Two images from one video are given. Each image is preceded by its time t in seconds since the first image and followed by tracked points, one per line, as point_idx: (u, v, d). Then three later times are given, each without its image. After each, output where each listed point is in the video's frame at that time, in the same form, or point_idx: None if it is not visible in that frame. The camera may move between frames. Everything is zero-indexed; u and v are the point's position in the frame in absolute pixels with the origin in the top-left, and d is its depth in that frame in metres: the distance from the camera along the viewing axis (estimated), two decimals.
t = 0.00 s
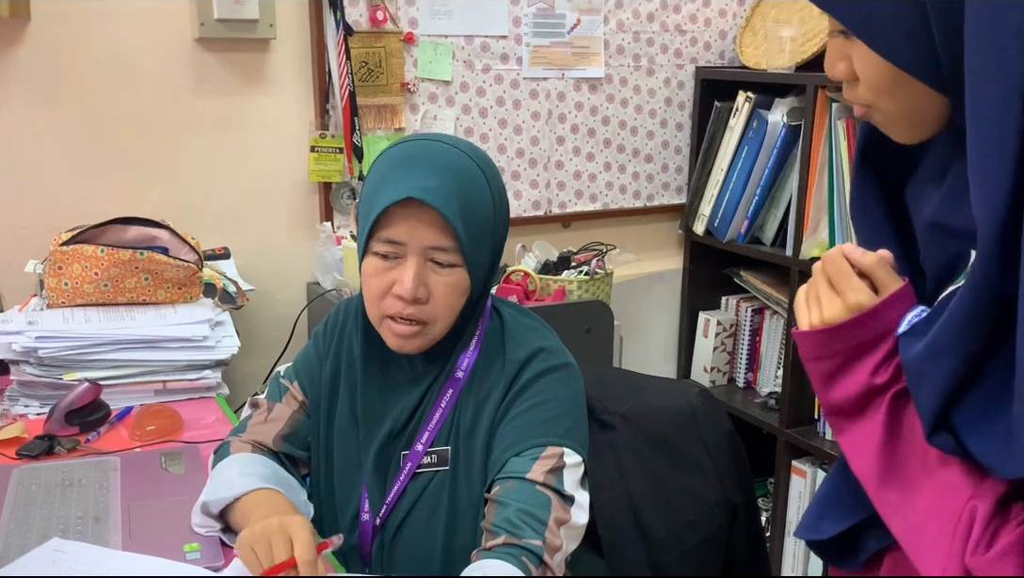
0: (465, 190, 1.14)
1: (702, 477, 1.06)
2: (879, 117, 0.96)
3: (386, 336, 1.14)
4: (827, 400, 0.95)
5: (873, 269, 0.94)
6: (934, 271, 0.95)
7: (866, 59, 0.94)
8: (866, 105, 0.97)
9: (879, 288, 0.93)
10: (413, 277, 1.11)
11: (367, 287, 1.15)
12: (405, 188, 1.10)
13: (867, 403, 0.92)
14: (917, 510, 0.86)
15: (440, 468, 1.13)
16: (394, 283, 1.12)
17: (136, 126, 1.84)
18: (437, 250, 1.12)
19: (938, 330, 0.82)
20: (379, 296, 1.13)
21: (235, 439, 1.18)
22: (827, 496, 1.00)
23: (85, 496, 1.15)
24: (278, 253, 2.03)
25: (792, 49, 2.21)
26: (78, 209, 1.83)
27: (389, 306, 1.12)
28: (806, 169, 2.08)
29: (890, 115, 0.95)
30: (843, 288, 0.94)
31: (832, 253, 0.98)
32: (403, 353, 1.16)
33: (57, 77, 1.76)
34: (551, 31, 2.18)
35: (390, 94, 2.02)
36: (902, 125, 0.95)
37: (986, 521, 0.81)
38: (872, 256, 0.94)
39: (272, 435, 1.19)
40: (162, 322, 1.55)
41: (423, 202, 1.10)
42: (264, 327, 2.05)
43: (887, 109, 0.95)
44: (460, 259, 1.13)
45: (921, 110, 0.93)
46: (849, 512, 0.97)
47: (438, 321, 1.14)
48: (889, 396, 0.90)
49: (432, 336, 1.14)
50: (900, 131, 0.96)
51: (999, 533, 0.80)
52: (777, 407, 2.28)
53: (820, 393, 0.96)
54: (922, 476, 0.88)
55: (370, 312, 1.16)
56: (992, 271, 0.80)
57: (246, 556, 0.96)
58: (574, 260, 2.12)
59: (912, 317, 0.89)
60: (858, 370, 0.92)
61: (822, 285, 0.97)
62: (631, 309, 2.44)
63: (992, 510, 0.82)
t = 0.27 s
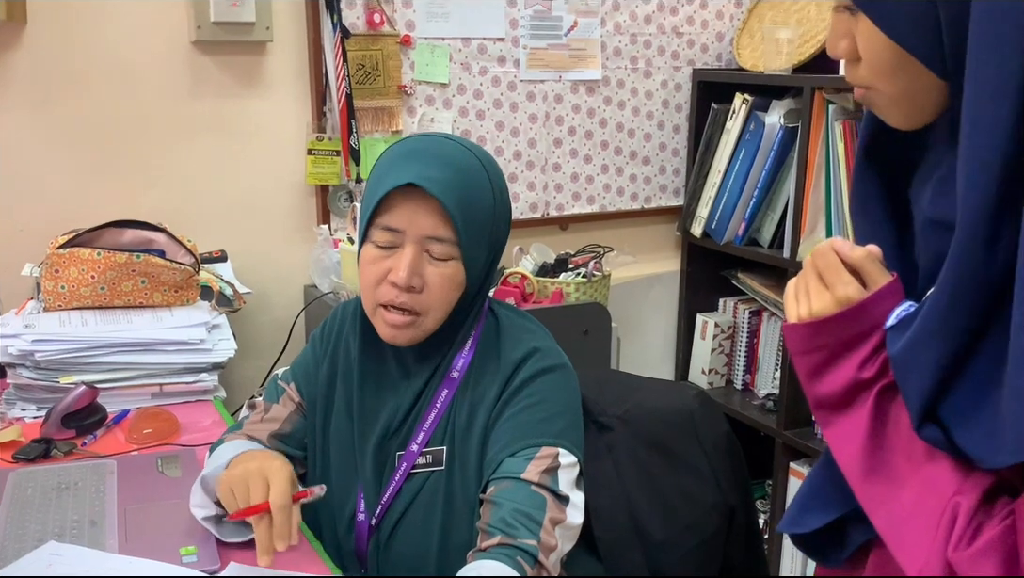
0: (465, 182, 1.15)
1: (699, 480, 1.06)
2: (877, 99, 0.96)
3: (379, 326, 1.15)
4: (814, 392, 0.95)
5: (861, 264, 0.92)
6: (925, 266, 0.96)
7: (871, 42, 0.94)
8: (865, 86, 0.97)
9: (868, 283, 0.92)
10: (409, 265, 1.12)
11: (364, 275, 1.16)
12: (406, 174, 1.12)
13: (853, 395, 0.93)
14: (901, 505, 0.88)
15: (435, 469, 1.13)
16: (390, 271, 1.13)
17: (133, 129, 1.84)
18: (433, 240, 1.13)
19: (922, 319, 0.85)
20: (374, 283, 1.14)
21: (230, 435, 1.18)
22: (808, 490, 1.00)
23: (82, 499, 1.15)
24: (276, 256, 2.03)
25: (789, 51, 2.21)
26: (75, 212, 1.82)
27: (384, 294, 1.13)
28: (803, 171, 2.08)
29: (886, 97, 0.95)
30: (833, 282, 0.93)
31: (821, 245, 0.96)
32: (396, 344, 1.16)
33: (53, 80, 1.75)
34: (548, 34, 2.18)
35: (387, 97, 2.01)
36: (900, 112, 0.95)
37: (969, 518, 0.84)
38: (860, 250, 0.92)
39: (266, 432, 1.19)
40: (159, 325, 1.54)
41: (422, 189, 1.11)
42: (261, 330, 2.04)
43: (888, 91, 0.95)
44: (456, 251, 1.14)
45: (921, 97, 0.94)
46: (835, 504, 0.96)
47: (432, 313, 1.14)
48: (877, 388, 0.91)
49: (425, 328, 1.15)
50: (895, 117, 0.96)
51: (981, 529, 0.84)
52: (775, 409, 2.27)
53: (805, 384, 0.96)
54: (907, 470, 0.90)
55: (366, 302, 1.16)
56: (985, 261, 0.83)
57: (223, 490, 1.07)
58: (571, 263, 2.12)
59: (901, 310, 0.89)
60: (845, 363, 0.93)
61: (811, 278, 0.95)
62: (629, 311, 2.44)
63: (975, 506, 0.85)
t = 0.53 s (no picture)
0: (463, 180, 1.16)
1: (696, 481, 1.07)
2: (860, 106, 0.97)
3: (375, 322, 1.15)
4: (804, 395, 0.95)
5: (848, 266, 0.93)
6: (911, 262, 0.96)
7: (853, 49, 0.94)
8: (848, 93, 0.97)
9: (855, 286, 0.93)
10: (406, 262, 1.12)
11: (360, 272, 1.16)
12: (405, 170, 1.12)
13: (844, 398, 0.93)
14: (893, 504, 0.88)
15: (430, 470, 1.13)
16: (387, 267, 1.13)
17: (129, 133, 1.84)
18: (431, 237, 1.13)
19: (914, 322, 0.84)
20: (370, 281, 1.14)
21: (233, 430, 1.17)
22: (803, 492, 1.00)
23: (79, 504, 1.15)
24: (272, 259, 2.03)
25: (784, 52, 2.20)
26: (71, 217, 1.82)
27: (380, 291, 1.13)
28: (799, 172, 2.08)
29: (869, 104, 0.96)
30: (820, 284, 0.93)
31: (807, 248, 0.97)
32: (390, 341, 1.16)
33: (49, 85, 1.76)
34: (543, 36, 2.18)
35: (383, 100, 2.02)
36: (883, 117, 0.96)
37: (960, 516, 0.85)
38: (846, 253, 0.93)
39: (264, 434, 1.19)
40: (156, 329, 1.55)
41: (421, 185, 1.12)
42: (258, 333, 2.04)
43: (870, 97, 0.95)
44: (453, 249, 1.14)
45: (903, 104, 0.94)
46: (827, 506, 0.96)
47: (427, 311, 1.14)
48: (868, 389, 0.92)
49: (420, 325, 1.14)
50: (878, 123, 0.97)
51: (972, 527, 0.84)
52: (772, 409, 2.28)
53: (795, 388, 0.96)
54: (897, 469, 0.90)
55: (362, 299, 1.16)
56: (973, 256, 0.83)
57: (210, 455, 1.12)
58: (568, 264, 2.12)
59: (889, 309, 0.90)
60: (834, 365, 0.93)
61: (797, 281, 0.96)
62: (626, 312, 2.44)
63: (966, 505, 0.86)
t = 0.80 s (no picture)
0: (460, 182, 1.16)
1: (695, 482, 1.07)
2: (841, 126, 0.95)
3: (372, 326, 1.15)
4: (795, 403, 0.95)
5: (833, 273, 0.93)
6: (895, 266, 0.97)
7: (826, 75, 0.92)
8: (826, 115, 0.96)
9: (841, 292, 0.93)
10: (402, 265, 1.12)
11: (358, 274, 1.16)
12: (401, 172, 1.12)
13: (835, 405, 0.93)
14: (887, 509, 0.89)
15: (429, 471, 1.13)
16: (385, 270, 1.13)
17: (126, 137, 1.84)
18: (428, 239, 1.13)
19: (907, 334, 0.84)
20: (368, 284, 1.14)
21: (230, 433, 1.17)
22: (800, 501, 1.00)
23: (77, 508, 1.15)
24: (271, 262, 2.03)
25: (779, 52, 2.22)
26: (69, 221, 1.82)
27: (378, 294, 1.13)
28: (797, 171, 2.08)
29: (848, 123, 0.94)
30: (805, 294, 0.93)
31: (792, 256, 0.97)
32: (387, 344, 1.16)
33: (46, 90, 1.76)
34: (540, 38, 2.18)
35: (381, 102, 2.02)
36: (864, 133, 0.95)
37: (954, 520, 0.86)
38: (831, 259, 0.93)
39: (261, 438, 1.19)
40: (154, 333, 1.55)
41: (418, 187, 1.12)
42: (256, 336, 2.05)
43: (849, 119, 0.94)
44: (451, 251, 1.14)
45: (882, 118, 0.93)
46: (825, 513, 0.97)
47: (425, 313, 1.14)
48: (857, 398, 0.91)
49: (417, 328, 1.14)
50: (863, 138, 0.95)
51: (966, 531, 0.86)
52: (771, 409, 2.28)
53: (786, 396, 0.96)
54: (890, 474, 0.90)
55: (359, 302, 1.16)
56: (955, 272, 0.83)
57: (205, 457, 1.14)
58: (566, 265, 2.12)
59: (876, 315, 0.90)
60: (823, 373, 0.93)
61: (784, 290, 0.97)
62: (625, 313, 2.44)
63: (959, 508, 0.87)
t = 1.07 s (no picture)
0: (461, 185, 1.16)
1: (696, 484, 1.07)
2: (830, 134, 0.96)
3: (372, 328, 1.15)
4: (792, 408, 0.95)
5: (825, 278, 0.94)
6: (888, 272, 0.96)
7: (811, 89, 0.92)
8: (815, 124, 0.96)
9: (834, 296, 0.94)
10: (403, 268, 1.12)
11: (359, 277, 1.16)
12: (401, 176, 1.12)
13: (829, 409, 0.93)
14: (881, 513, 0.89)
15: (430, 474, 1.13)
16: (385, 273, 1.13)
17: (127, 140, 1.84)
18: (429, 242, 1.13)
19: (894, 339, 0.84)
20: (369, 286, 1.14)
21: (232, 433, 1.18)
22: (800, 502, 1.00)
23: (79, 511, 1.15)
24: (271, 264, 2.03)
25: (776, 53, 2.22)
26: (70, 224, 1.83)
27: (379, 296, 1.13)
28: (797, 171, 2.08)
29: (837, 132, 0.95)
30: (797, 298, 0.94)
31: (783, 262, 0.98)
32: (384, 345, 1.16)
33: (46, 93, 1.76)
34: (540, 39, 2.18)
35: (381, 104, 2.02)
36: (853, 141, 0.95)
37: (945, 524, 0.86)
38: (822, 265, 0.95)
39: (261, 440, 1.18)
40: (156, 335, 1.55)
41: (418, 191, 1.12)
42: (258, 338, 2.05)
43: (837, 129, 0.94)
44: (452, 253, 1.14)
45: (871, 125, 0.93)
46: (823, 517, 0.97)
47: (426, 315, 1.14)
48: (850, 401, 0.91)
49: (418, 331, 1.14)
50: (852, 146, 0.96)
51: (957, 536, 0.85)
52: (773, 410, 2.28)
53: (783, 401, 0.96)
54: (883, 477, 0.91)
55: (359, 304, 1.16)
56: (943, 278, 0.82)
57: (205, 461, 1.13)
58: (567, 267, 2.12)
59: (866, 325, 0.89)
60: (816, 379, 0.93)
61: (776, 295, 0.97)
62: (626, 314, 2.44)
63: (949, 513, 0.86)
